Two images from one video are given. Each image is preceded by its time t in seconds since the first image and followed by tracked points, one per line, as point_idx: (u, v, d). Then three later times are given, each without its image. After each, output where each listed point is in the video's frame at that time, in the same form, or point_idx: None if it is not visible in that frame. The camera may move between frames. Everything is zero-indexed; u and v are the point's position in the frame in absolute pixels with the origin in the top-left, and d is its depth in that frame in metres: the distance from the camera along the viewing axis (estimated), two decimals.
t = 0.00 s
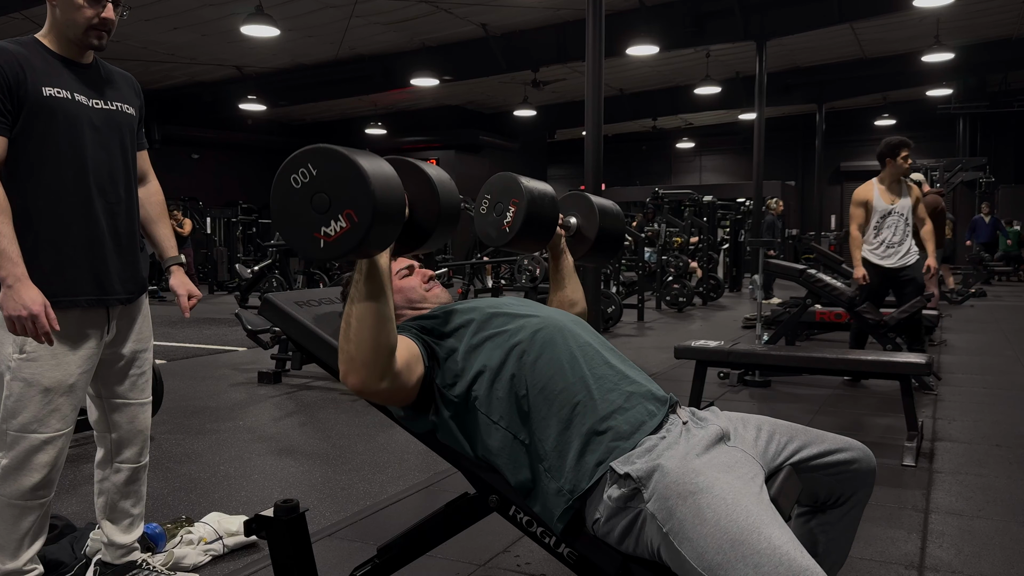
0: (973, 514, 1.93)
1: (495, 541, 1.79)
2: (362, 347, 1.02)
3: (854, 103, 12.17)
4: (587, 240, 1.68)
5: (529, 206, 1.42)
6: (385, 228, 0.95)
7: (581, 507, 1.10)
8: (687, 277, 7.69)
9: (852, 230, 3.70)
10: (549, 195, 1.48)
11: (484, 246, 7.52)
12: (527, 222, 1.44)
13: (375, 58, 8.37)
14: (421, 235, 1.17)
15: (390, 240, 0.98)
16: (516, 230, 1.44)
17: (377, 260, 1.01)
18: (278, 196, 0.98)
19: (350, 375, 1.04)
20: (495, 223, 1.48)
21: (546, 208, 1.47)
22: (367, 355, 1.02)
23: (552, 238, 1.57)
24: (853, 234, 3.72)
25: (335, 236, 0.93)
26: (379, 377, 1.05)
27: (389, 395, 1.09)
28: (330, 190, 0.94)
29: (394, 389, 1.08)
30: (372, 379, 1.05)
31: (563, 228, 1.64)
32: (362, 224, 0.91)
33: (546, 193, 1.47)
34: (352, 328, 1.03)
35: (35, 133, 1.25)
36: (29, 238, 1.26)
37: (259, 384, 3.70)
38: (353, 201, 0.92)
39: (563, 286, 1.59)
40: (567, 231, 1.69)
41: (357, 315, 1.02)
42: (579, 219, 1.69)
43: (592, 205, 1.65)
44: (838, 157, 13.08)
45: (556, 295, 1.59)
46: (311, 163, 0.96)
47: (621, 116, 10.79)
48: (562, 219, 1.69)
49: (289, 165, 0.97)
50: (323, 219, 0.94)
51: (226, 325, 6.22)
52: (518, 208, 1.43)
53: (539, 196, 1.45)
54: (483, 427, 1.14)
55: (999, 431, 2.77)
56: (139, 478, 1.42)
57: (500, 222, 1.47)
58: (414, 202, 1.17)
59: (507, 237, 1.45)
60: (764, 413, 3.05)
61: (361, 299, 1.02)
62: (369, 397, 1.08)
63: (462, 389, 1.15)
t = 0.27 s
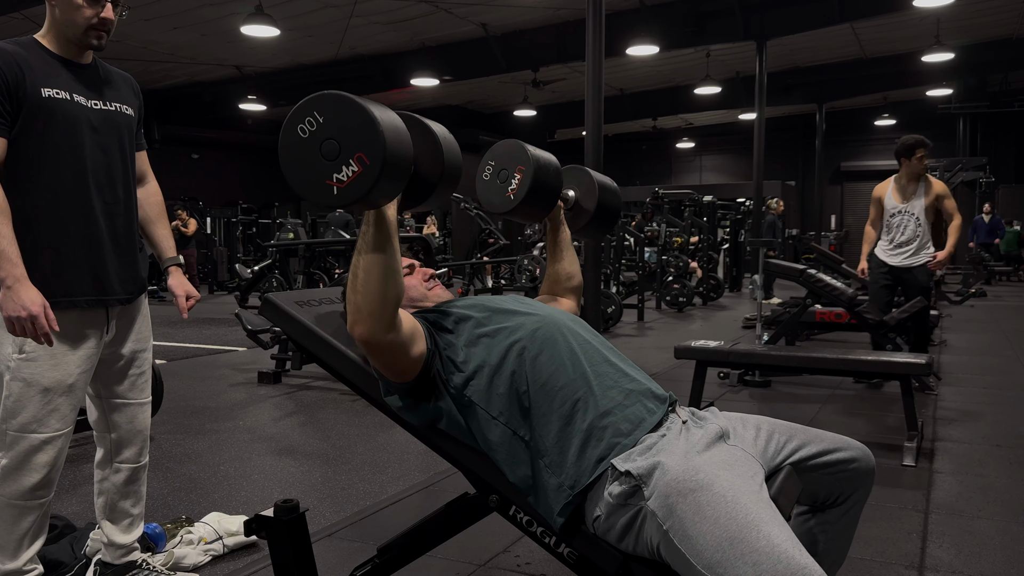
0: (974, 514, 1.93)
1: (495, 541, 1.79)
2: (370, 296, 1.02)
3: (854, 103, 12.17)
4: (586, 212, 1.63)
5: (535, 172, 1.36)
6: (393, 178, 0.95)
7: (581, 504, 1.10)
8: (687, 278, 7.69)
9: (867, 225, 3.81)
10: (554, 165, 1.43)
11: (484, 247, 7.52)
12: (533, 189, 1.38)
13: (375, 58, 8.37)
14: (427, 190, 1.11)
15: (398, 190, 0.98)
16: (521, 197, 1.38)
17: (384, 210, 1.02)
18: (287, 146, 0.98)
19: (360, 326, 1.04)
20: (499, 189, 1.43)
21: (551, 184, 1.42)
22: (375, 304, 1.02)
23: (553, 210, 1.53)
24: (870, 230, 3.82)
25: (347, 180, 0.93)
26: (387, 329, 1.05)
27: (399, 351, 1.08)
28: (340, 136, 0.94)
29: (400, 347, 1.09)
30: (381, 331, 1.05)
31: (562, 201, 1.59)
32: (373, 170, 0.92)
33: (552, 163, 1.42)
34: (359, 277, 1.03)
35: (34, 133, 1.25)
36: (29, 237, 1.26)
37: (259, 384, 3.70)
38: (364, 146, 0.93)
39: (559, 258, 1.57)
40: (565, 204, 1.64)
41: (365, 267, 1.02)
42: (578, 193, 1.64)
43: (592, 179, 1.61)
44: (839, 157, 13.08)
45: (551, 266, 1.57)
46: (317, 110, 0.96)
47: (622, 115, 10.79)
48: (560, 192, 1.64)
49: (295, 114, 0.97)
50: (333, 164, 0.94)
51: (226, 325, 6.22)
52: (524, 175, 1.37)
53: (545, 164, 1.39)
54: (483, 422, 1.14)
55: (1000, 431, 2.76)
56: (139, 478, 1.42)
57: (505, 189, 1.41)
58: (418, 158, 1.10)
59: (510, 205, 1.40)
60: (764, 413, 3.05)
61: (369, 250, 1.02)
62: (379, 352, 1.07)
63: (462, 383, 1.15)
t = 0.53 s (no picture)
0: (974, 514, 1.93)
1: (495, 541, 1.79)
2: (371, 266, 1.03)
3: (854, 103, 12.18)
4: (587, 189, 1.64)
5: (544, 144, 1.33)
6: (396, 149, 0.95)
7: (580, 504, 1.10)
8: (687, 277, 7.69)
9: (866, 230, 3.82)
10: (562, 140, 1.40)
11: (485, 246, 7.52)
12: (542, 160, 1.34)
13: (375, 57, 8.37)
14: (427, 161, 1.11)
15: (399, 161, 0.98)
16: (530, 168, 1.35)
17: (386, 182, 1.02)
18: (287, 117, 0.97)
19: (361, 297, 1.04)
20: (504, 161, 1.39)
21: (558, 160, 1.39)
22: (376, 274, 1.02)
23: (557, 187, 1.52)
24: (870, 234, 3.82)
25: (349, 152, 0.93)
26: (390, 300, 1.05)
27: (399, 325, 1.09)
28: (340, 105, 0.94)
29: (400, 325, 1.09)
30: (384, 302, 1.05)
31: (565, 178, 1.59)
32: (376, 139, 0.92)
33: (560, 136, 1.39)
34: (360, 249, 1.03)
35: (33, 134, 1.25)
36: (28, 238, 1.25)
37: (259, 384, 3.70)
38: (366, 115, 0.93)
39: (561, 235, 1.57)
40: (567, 181, 1.63)
41: (366, 239, 1.03)
42: (579, 170, 1.64)
43: (595, 158, 1.61)
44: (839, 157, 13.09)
45: (553, 243, 1.57)
46: (319, 80, 0.96)
47: (622, 115, 10.79)
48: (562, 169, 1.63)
49: (296, 84, 0.97)
50: (335, 135, 0.94)
51: (226, 325, 6.22)
52: (532, 147, 1.34)
53: (554, 137, 1.36)
54: (482, 421, 1.14)
55: (1000, 431, 2.76)
56: (139, 478, 1.42)
57: (511, 161, 1.37)
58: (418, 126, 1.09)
59: (516, 176, 1.36)
60: (764, 413, 3.05)
61: (369, 223, 1.03)
62: (381, 325, 1.07)
63: (462, 383, 1.15)
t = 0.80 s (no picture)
0: (973, 514, 1.93)
1: (495, 541, 1.79)
2: (372, 249, 1.01)
3: (854, 103, 12.18)
4: (586, 173, 1.61)
5: (544, 122, 1.30)
6: (395, 133, 0.95)
7: (580, 505, 1.10)
8: (687, 277, 7.69)
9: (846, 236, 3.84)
10: (562, 122, 1.37)
11: (485, 246, 7.52)
12: (543, 139, 1.31)
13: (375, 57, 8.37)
14: (427, 140, 1.08)
15: (398, 145, 0.97)
16: (529, 146, 1.31)
17: (385, 165, 1.02)
18: (286, 103, 0.98)
19: (362, 281, 1.03)
20: (503, 140, 1.35)
21: (558, 145, 1.36)
22: (378, 256, 1.01)
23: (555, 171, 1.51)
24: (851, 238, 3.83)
25: (348, 136, 0.94)
26: (390, 282, 1.04)
27: (400, 311, 1.07)
28: (339, 90, 0.94)
29: (400, 313, 1.08)
30: (385, 284, 1.03)
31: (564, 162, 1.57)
32: (375, 123, 0.92)
33: (560, 118, 1.36)
34: (360, 234, 1.03)
35: (32, 134, 1.25)
36: (28, 239, 1.26)
37: (260, 384, 3.71)
38: (365, 99, 0.92)
39: (560, 220, 1.57)
40: (566, 166, 1.62)
41: (366, 224, 1.02)
42: (579, 155, 1.62)
43: (595, 144, 1.59)
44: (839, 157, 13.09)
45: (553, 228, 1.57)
46: (317, 64, 0.96)
47: (622, 116, 10.80)
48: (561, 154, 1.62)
49: (294, 68, 0.97)
50: (335, 118, 0.94)
51: (226, 325, 6.23)
52: (532, 124, 1.30)
53: (554, 117, 1.33)
54: (482, 423, 1.14)
55: (999, 431, 2.77)
56: (139, 478, 1.42)
57: (511, 139, 1.33)
58: (417, 106, 1.07)
59: (516, 154, 1.32)
60: (764, 413, 3.05)
61: (370, 206, 1.02)
62: (382, 311, 1.06)
63: (462, 384, 1.16)
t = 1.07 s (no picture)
0: (973, 514, 1.93)
1: (495, 541, 1.79)
2: (376, 236, 1.02)
3: (854, 103, 12.18)
4: (580, 163, 1.61)
5: (529, 113, 1.29)
6: (397, 118, 0.95)
7: (580, 506, 1.10)
8: (687, 278, 7.70)
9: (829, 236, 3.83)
10: (550, 112, 1.37)
11: (485, 246, 7.52)
12: (528, 130, 1.30)
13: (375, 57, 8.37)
14: (428, 130, 1.11)
15: (400, 131, 0.98)
16: (516, 137, 1.30)
17: (388, 151, 1.02)
18: (288, 86, 0.97)
19: (367, 266, 1.03)
20: (491, 133, 1.35)
21: (544, 135, 1.35)
22: (382, 242, 1.01)
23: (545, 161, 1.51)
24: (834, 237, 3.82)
25: (350, 120, 0.94)
26: (395, 269, 1.04)
27: (405, 298, 1.08)
28: (341, 73, 0.94)
29: (403, 301, 1.08)
30: (390, 270, 1.03)
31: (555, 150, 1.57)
32: (376, 108, 0.92)
33: (547, 109, 1.36)
34: (362, 220, 1.03)
35: (31, 133, 1.25)
36: (28, 238, 1.26)
37: (260, 384, 3.70)
38: (367, 83, 0.92)
39: (553, 209, 1.58)
40: (559, 155, 1.61)
41: (369, 207, 1.02)
42: (572, 144, 1.62)
43: (586, 132, 1.59)
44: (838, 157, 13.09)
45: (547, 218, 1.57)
46: (321, 49, 0.95)
47: (622, 116, 10.80)
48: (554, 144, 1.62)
49: (298, 52, 0.97)
50: (336, 103, 0.94)
51: (226, 325, 6.22)
52: (517, 115, 1.30)
53: (539, 107, 1.32)
54: (482, 422, 1.15)
55: (999, 431, 2.77)
56: (139, 477, 1.42)
57: (498, 131, 1.33)
58: (421, 96, 1.08)
59: (503, 146, 1.32)
60: (764, 413, 3.05)
61: (372, 192, 1.02)
62: (386, 298, 1.06)
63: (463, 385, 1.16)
